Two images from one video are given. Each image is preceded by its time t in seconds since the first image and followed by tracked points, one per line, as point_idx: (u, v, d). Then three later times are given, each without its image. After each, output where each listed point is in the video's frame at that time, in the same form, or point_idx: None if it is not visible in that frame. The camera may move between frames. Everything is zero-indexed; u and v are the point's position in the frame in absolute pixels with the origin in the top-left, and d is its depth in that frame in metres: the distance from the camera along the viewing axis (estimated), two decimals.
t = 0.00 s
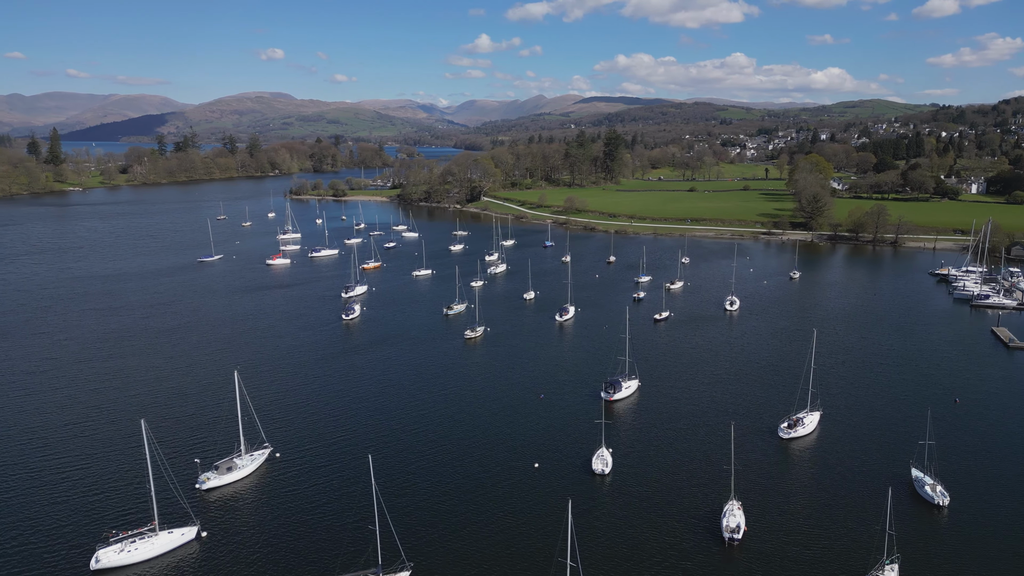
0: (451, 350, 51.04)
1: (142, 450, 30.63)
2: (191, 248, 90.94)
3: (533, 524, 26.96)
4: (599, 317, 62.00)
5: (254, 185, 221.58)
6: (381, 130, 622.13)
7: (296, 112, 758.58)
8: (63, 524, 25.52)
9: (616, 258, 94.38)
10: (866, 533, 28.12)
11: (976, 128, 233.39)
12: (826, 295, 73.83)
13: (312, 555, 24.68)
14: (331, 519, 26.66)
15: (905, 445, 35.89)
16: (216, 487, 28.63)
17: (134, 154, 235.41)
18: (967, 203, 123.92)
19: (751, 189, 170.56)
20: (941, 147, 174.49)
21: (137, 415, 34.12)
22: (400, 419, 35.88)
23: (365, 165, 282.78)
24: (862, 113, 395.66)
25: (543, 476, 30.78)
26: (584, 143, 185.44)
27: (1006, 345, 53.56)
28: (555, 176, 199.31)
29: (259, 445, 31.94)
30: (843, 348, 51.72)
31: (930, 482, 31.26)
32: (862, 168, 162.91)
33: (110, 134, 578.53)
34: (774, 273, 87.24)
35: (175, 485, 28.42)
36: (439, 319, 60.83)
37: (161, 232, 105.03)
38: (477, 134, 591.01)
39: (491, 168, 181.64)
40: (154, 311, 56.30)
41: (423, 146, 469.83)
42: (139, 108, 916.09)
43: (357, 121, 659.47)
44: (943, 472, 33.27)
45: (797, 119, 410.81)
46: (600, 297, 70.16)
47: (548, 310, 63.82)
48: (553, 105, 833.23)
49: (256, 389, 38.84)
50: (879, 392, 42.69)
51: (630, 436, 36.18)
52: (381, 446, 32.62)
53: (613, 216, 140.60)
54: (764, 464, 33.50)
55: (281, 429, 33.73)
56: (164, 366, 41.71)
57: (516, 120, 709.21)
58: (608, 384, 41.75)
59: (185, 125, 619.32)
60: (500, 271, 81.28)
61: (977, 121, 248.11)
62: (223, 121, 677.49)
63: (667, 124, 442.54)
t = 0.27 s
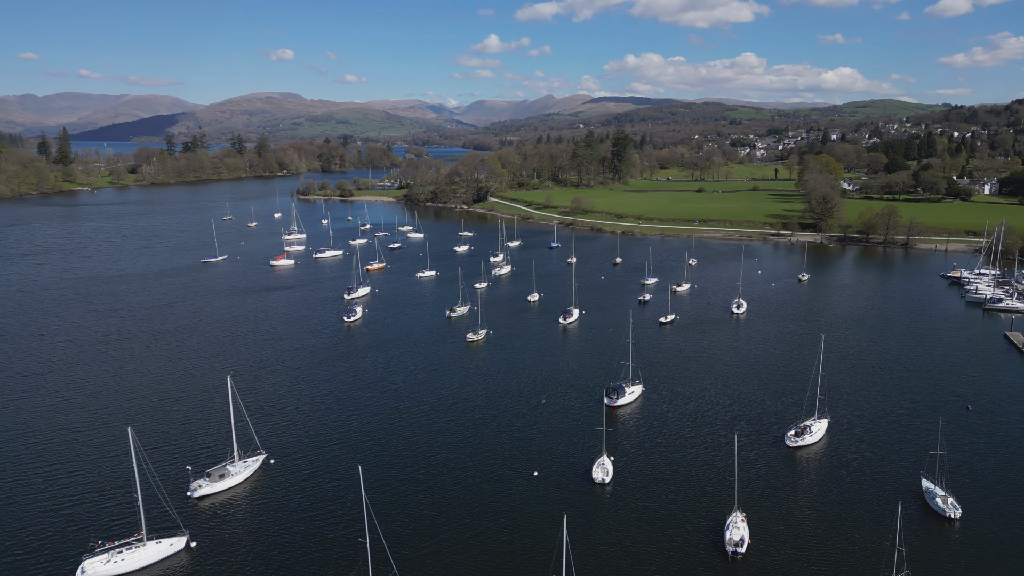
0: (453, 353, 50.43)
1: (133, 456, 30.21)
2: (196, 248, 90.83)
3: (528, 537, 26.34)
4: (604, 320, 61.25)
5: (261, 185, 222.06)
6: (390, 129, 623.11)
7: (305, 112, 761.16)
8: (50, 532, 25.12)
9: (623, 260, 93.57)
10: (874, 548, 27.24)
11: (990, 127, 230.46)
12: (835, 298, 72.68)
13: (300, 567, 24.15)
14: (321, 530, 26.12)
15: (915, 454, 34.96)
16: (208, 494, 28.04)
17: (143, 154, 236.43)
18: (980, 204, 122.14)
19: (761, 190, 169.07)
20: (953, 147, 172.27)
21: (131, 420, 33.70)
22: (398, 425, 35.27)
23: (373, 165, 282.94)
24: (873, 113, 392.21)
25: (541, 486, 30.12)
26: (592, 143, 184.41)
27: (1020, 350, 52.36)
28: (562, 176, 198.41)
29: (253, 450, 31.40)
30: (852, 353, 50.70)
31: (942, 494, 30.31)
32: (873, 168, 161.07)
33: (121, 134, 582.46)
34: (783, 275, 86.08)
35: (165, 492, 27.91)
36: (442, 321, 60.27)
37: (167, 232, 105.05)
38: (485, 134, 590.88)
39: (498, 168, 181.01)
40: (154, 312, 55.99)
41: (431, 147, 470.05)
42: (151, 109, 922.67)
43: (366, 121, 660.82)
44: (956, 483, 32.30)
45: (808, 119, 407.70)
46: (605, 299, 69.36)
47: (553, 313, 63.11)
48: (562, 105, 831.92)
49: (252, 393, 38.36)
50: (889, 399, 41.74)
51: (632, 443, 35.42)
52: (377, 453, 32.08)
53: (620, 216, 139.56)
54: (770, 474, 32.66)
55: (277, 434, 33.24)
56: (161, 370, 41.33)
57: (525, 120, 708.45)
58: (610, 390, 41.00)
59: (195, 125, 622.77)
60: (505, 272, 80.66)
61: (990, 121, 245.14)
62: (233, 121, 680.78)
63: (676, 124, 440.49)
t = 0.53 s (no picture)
0: (454, 356, 49.85)
1: (126, 462, 29.85)
2: (201, 249, 90.77)
3: (525, 550, 25.73)
4: (608, 323, 60.56)
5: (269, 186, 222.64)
6: (398, 130, 624.00)
7: (314, 112, 763.68)
8: (39, 540, 24.80)
9: (629, 261, 92.72)
10: (882, 562, 26.44)
11: (1004, 127, 227.44)
12: (845, 301, 71.58)
13: None
14: (311, 541, 25.60)
15: (925, 464, 34.02)
16: (200, 502, 27.59)
17: (152, 154, 237.48)
18: (993, 205, 120.39)
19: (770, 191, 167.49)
20: (966, 147, 170.04)
21: (126, 425, 33.36)
22: (395, 430, 34.71)
23: (381, 165, 282.97)
24: (884, 113, 388.72)
25: (539, 496, 29.48)
26: (599, 143, 183.24)
27: None
28: (569, 176, 197.36)
29: (247, 457, 30.93)
30: (861, 358, 49.71)
31: (952, 505, 29.45)
32: (884, 169, 159.19)
33: (132, 134, 586.62)
34: (791, 277, 84.95)
35: (157, 499, 27.53)
36: (444, 323, 59.77)
37: (173, 233, 105.16)
38: (494, 133, 590.39)
39: (505, 168, 180.36)
40: (155, 313, 55.72)
41: (439, 147, 470.57)
42: (161, 109, 929.94)
43: (374, 121, 662.10)
44: (967, 494, 31.40)
45: (818, 119, 404.57)
46: (610, 302, 68.57)
47: (557, 315, 62.47)
48: (570, 105, 830.56)
49: (250, 397, 37.93)
50: (898, 406, 40.83)
51: (634, 451, 34.70)
52: (373, 460, 31.52)
53: (627, 217, 138.53)
54: (775, 483, 31.89)
55: (272, 439, 32.81)
56: (158, 372, 40.96)
57: (533, 120, 707.76)
58: (613, 395, 40.24)
59: (205, 125, 626.10)
60: (509, 274, 80.11)
61: (1003, 121, 242.13)
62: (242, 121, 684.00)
63: (685, 124, 438.55)
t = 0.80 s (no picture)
0: (455, 359, 49.24)
1: (118, 469, 29.46)
2: (206, 249, 90.61)
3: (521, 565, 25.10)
4: (613, 326, 59.77)
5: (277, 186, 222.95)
6: (406, 130, 624.70)
7: (323, 112, 765.79)
8: (26, 551, 24.39)
9: (635, 263, 91.80)
10: None
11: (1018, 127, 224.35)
12: (854, 303, 70.43)
13: None
14: (303, 553, 25.12)
15: (936, 474, 33.06)
16: (190, 510, 27.06)
17: (161, 154, 238.26)
18: (1006, 206, 118.50)
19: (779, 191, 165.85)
20: (979, 147, 167.71)
21: (120, 430, 32.95)
22: (393, 437, 34.15)
23: (389, 165, 282.89)
24: (896, 113, 385.01)
25: (538, 505, 28.84)
26: (607, 144, 182.05)
27: None
28: (577, 176, 196.31)
29: (241, 463, 30.45)
30: (870, 364, 48.67)
31: (964, 518, 28.50)
32: (896, 169, 157.23)
33: (142, 134, 590.05)
34: (800, 279, 83.79)
35: (148, 507, 27.06)
36: (447, 325, 59.17)
37: (178, 233, 105.09)
38: (502, 134, 589.68)
39: (512, 169, 179.63)
40: (155, 315, 55.36)
41: (447, 147, 470.61)
42: (172, 108, 935.66)
43: (383, 121, 663.13)
44: (980, 506, 30.44)
45: (829, 119, 401.23)
46: (615, 304, 67.72)
47: (561, 318, 61.74)
48: (579, 105, 828.81)
49: (247, 401, 37.46)
50: (909, 413, 39.85)
51: (637, 459, 33.93)
52: (369, 468, 30.99)
53: (634, 218, 137.42)
54: (781, 493, 31.06)
55: (267, 445, 32.30)
56: (155, 376, 40.52)
57: (542, 120, 706.74)
58: (616, 401, 39.59)
59: (214, 125, 629.19)
60: (514, 275, 79.45)
61: (1017, 121, 238.95)
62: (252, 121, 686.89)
63: (694, 124, 436.31)
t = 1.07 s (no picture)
0: (456, 361, 48.60)
1: (109, 477, 28.94)
2: (210, 249, 90.52)
3: None
4: (617, 328, 58.97)
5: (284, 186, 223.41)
6: (414, 130, 625.20)
7: (332, 112, 768.25)
8: (9, 562, 23.85)
9: (642, 265, 90.90)
10: None
11: None
12: (864, 306, 69.21)
13: None
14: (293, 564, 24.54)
15: (947, 485, 32.08)
16: (180, 518, 26.57)
17: (170, 154, 239.37)
18: (1020, 207, 116.57)
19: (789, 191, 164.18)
20: (993, 147, 165.34)
21: (113, 436, 32.51)
22: (389, 442, 33.50)
23: (396, 165, 282.81)
24: (908, 113, 381.28)
25: (535, 516, 28.14)
26: (614, 144, 180.89)
27: None
28: (584, 176, 195.31)
29: (233, 471, 29.96)
30: (880, 369, 47.58)
31: (977, 531, 27.50)
32: (907, 169, 155.28)
33: (153, 135, 593.82)
34: (809, 281, 82.58)
35: (137, 514, 26.60)
36: (449, 327, 58.58)
37: (184, 233, 105.13)
38: (510, 133, 589.11)
39: (519, 169, 178.91)
40: (155, 317, 55.02)
41: (455, 147, 470.69)
42: (182, 108, 941.38)
43: (391, 121, 664.16)
44: (992, 519, 29.46)
45: (839, 119, 397.80)
46: (620, 307, 66.83)
47: (565, 321, 60.99)
48: (587, 105, 827.14)
49: (243, 406, 36.96)
50: (919, 421, 38.85)
51: (638, 467, 33.16)
52: (364, 475, 30.38)
53: (642, 218, 136.29)
54: (786, 504, 30.21)
55: (261, 451, 31.77)
56: (151, 379, 40.08)
57: (550, 120, 705.57)
58: (619, 406, 38.69)
59: (224, 125, 632.40)
60: (518, 277, 78.82)
61: None
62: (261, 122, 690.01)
63: (703, 124, 434.11)
